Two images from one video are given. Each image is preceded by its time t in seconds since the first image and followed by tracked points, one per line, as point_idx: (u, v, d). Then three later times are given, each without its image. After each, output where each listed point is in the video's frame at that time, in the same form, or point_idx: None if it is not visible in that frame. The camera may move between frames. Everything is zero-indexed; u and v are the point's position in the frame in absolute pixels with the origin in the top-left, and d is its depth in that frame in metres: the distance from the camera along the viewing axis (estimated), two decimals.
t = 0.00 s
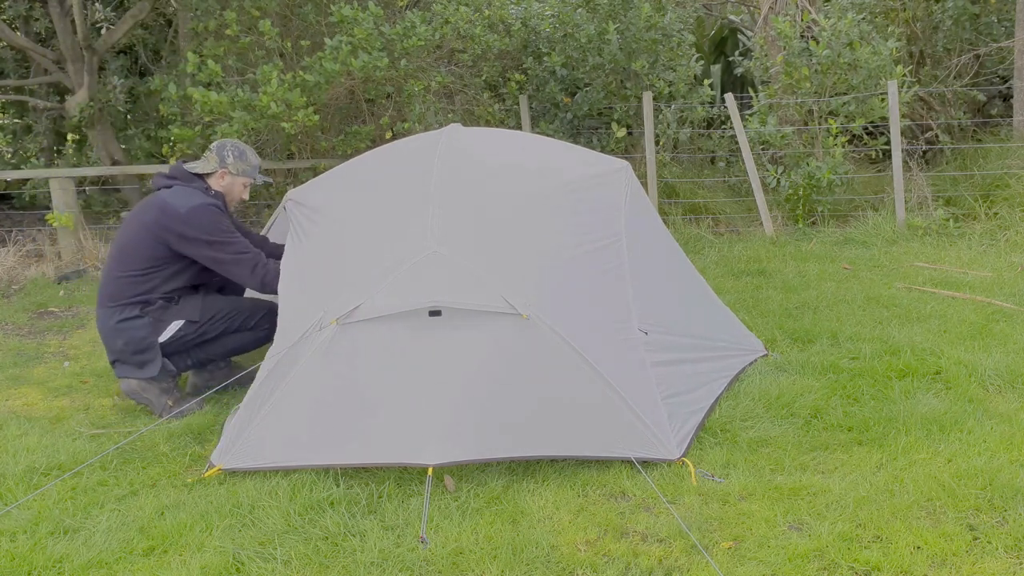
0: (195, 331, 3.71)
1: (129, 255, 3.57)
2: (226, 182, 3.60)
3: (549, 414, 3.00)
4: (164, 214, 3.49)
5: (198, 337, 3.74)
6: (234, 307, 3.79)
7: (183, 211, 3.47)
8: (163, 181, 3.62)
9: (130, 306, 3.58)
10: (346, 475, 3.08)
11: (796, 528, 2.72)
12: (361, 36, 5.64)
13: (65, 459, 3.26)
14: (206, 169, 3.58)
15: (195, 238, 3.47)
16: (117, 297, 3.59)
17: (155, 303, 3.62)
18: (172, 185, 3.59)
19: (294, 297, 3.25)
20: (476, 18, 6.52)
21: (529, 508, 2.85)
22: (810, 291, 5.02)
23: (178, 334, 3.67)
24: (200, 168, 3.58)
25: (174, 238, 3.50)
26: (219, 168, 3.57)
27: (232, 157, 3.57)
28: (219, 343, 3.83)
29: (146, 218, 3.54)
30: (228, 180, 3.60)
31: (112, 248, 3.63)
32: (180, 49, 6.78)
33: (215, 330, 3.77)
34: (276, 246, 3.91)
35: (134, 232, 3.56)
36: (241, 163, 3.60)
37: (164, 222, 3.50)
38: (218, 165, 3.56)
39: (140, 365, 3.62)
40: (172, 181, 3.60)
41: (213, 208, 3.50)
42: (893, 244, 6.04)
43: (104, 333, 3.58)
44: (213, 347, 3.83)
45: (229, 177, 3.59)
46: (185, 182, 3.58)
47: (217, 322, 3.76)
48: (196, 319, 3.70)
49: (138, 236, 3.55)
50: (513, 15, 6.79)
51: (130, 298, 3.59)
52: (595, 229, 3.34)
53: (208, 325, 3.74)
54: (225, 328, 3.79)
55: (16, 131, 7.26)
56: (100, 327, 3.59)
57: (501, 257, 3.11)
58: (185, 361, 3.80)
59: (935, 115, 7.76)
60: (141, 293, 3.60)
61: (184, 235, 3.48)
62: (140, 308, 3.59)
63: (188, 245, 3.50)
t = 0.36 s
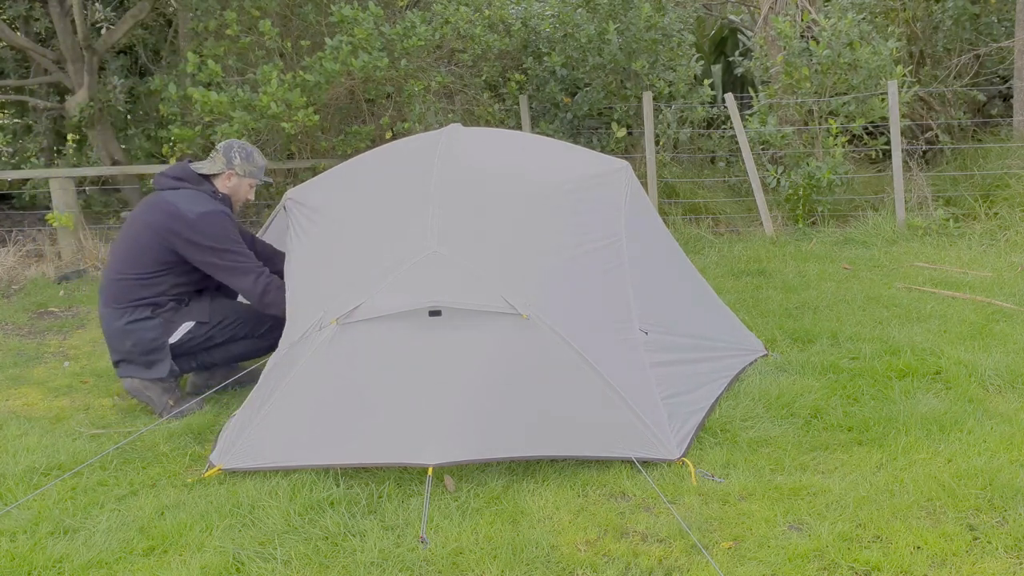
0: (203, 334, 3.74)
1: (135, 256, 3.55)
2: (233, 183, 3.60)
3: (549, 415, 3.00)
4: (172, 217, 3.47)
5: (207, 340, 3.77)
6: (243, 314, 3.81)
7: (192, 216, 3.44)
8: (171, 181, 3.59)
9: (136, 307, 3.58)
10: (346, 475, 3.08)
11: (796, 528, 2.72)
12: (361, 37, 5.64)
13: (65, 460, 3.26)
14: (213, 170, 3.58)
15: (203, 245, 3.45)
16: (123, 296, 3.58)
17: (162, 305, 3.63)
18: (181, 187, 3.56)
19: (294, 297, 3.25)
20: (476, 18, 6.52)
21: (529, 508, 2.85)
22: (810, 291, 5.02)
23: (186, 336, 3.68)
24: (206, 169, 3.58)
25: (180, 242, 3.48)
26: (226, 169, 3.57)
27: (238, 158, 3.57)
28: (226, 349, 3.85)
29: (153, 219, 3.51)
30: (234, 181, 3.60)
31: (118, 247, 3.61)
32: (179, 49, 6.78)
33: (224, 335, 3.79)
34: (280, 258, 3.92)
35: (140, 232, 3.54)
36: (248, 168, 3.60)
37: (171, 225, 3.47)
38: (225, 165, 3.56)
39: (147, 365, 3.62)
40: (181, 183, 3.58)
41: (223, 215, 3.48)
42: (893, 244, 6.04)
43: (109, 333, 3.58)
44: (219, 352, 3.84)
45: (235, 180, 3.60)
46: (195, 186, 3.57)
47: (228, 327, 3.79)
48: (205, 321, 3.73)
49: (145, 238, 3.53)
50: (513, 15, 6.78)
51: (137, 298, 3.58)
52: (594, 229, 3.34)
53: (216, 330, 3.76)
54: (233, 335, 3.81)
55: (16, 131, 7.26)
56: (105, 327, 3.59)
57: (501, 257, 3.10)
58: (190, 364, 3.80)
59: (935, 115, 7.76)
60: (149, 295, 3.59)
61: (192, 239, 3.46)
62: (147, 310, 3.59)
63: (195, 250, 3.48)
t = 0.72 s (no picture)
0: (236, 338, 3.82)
1: (154, 258, 3.54)
2: (235, 169, 3.65)
3: (549, 415, 3.00)
4: (194, 218, 3.47)
5: (238, 345, 3.85)
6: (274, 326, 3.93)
7: (212, 214, 3.46)
8: (174, 177, 3.56)
9: (164, 308, 3.58)
10: (346, 475, 3.08)
11: (796, 528, 2.72)
12: (361, 36, 5.64)
13: (65, 459, 3.26)
14: (215, 157, 3.60)
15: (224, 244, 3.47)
16: (146, 299, 3.57)
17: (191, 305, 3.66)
18: (191, 184, 3.56)
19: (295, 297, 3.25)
20: (476, 18, 6.53)
21: (529, 508, 2.85)
22: (810, 291, 5.02)
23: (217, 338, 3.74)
24: (208, 156, 3.60)
25: (201, 242, 3.49)
26: (230, 155, 3.61)
27: (241, 144, 3.63)
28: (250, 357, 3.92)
29: (172, 220, 3.50)
30: (236, 167, 3.65)
31: (130, 249, 3.58)
32: (179, 49, 6.78)
33: (253, 341, 3.89)
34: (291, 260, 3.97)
35: (160, 233, 3.52)
36: (249, 151, 3.67)
37: (190, 225, 3.48)
38: (228, 152, 3.60)
39: (176, 363, 3.64)
40: (187, 178, 3.57)
41: (240, 210, 3.51)
42: (893, 244, 6.04)
43: (134, 336, 3.58)
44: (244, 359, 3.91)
45: (237, 165, 3.65)
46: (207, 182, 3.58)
47: (260, 332, 3.89)
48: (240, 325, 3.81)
49: (162, 240, 3.52)
50: (513, 15, 6.79)
51: (163, 299, 3.58)
52: (594, 228, 3.34)
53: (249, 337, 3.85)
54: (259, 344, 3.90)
55: (16, 131, 7.27)
56: (128, 329, 3.59)
57: (500, 257, 3.10)
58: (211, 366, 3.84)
59: (935, 115, 7.76)
60: (173, 295, 3.60)
61: (217, 240, 3.47)
62: (180, 311, 3.61)
63: (219, 250, 3.49)
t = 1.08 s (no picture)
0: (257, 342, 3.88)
1: (185, 257, 3.53)
2: (265, 172, 3.65)
3: (550, 415, 2.99)
4: (229, 225, 3.44)
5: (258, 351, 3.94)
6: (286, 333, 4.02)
7: (247, 224, 3.42)
8: (209, 183, 3.50)
9: (192, 309, 3.60)
10: (346, 475, 3.08)
11: (796, 527, 2.72)
12: (361, 37, 5.64)
13: (65, 459, 3.26)
14: (249, 162, 3.57)
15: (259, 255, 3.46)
16: (176, 299, 3.58)
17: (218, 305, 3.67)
18: (226, 188, 3.51)
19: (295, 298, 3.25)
20: (476, 18, 6.54)
21: (529, 508, 2.85)
22: (810, 291, 5.02)
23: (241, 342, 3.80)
24: (241, 161, 3.56)
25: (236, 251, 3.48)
26: (262, 160, 3.60)
27: (272, 148, 3.62)
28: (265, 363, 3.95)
29: (206, 225, 3.46)
30: (266, 171, 3.65)
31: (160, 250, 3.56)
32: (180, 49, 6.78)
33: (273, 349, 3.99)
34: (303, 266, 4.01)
35: (192, 235, 3.49)
36: (278, 153, 3.66)
37: (225, 234, 3.45)
38: (261, 157, 3.59)
39: (197, 358, 3.66)
40: (222, 186, 3.51)
41: (275, 220, 3.48)
42: (893, 244, 6.04)
43: (161, 335, 3.58)
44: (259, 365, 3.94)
45: (267, 168, 3.64)
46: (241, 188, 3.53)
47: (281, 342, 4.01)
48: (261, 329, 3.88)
49: (197, 246, 3.50)
50: (513, 15, 6.79)
51: (191, 297, 3.59)
52: (594, 228, 3.34)
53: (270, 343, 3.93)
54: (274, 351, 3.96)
55: (16, 131, 7.29)
56: (154, 328, 3.59)
57: (500, 257, 3.10)
58: (227, 368, 3.90)
59: (935, 115, 7.76)
60: (202, 297, 3.61)
61: (250, 250, 3.45)
62: (209, 312, 3.64)
63: (252, 259, 3.47)
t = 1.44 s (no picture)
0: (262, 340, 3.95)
1: (208, 249, 3.52)
2: (297, 174, 3.64)
3: (550, 415, 2.99)
4: (255, 223, 3.42)
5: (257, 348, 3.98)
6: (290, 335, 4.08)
7: (273, 223, 3.39)
8: (241, 181, 3.47)
9: (203, 301, 3.58)
10: (346, 475, 3.08)
11: (796, 528, 2.72)
12: (361, 37, 5.64)
13: (65, 459, 3.26)
14: (285, 166, 3.55)
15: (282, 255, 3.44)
16: (189, 288, 3.56)
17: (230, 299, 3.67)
18: (257, 185, 3.49)
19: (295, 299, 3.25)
20: (476, 18, 6.54)
21: (529, 508, 2.85)
22: (810, 291, 5.02)
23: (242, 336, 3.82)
24: (277, 165, 3.53)
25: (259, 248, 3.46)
26: (296, 163, 3.58)
27: (305, 149, 3.60)
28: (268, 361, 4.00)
29: (234, 219, 3.45)
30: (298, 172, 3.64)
31: (184, 240, 3.54)
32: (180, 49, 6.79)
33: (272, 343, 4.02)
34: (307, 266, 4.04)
35: (218, 228, 3.48)
36: (310, 156, 3.65)
37: (250, 231, 3.43)
38: (296, 160, 3.57)
39: (203, 352, 3.65)
40: (253, 184, 3.49)
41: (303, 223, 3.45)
42: (893, 244, 6.04)
43: (168, 323, 3.55)
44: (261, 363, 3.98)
45: (299, 170, 3.63)
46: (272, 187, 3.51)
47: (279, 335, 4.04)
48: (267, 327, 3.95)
49: (222, 239, 3.50)
50: (513, 15, 6.79)
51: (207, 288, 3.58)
52: (595, 229, 3.33)
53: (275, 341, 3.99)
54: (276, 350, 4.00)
55: (16, 131, 7.30)
56: (162, 315, 3.56)
57: (500, 258, 3.10)
58: (228, 368, 3.93)
59: (935, 115, 7.76)
60: (215, 290, 3.60)
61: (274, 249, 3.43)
62: (219, 306, 3.63)
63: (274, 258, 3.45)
